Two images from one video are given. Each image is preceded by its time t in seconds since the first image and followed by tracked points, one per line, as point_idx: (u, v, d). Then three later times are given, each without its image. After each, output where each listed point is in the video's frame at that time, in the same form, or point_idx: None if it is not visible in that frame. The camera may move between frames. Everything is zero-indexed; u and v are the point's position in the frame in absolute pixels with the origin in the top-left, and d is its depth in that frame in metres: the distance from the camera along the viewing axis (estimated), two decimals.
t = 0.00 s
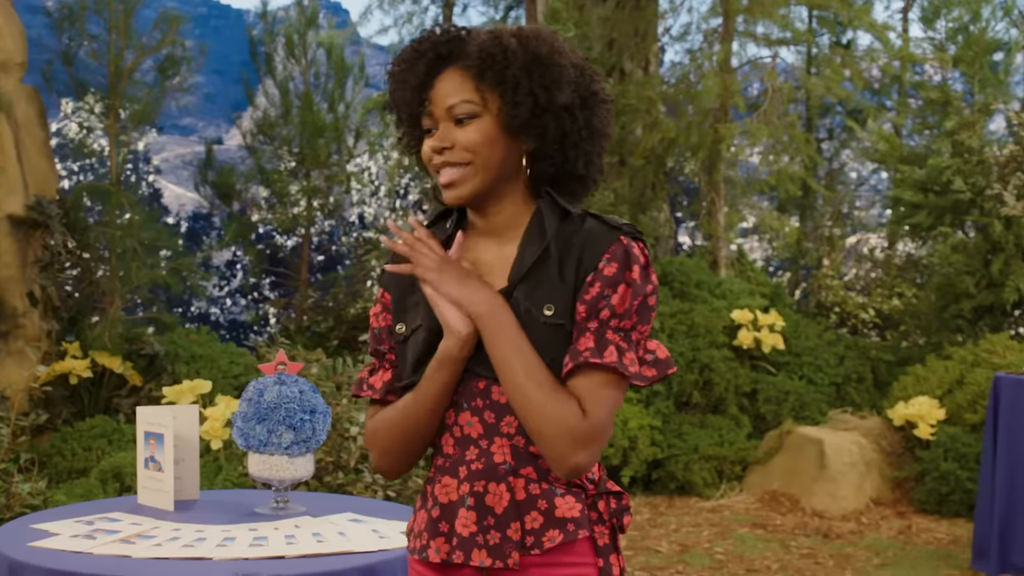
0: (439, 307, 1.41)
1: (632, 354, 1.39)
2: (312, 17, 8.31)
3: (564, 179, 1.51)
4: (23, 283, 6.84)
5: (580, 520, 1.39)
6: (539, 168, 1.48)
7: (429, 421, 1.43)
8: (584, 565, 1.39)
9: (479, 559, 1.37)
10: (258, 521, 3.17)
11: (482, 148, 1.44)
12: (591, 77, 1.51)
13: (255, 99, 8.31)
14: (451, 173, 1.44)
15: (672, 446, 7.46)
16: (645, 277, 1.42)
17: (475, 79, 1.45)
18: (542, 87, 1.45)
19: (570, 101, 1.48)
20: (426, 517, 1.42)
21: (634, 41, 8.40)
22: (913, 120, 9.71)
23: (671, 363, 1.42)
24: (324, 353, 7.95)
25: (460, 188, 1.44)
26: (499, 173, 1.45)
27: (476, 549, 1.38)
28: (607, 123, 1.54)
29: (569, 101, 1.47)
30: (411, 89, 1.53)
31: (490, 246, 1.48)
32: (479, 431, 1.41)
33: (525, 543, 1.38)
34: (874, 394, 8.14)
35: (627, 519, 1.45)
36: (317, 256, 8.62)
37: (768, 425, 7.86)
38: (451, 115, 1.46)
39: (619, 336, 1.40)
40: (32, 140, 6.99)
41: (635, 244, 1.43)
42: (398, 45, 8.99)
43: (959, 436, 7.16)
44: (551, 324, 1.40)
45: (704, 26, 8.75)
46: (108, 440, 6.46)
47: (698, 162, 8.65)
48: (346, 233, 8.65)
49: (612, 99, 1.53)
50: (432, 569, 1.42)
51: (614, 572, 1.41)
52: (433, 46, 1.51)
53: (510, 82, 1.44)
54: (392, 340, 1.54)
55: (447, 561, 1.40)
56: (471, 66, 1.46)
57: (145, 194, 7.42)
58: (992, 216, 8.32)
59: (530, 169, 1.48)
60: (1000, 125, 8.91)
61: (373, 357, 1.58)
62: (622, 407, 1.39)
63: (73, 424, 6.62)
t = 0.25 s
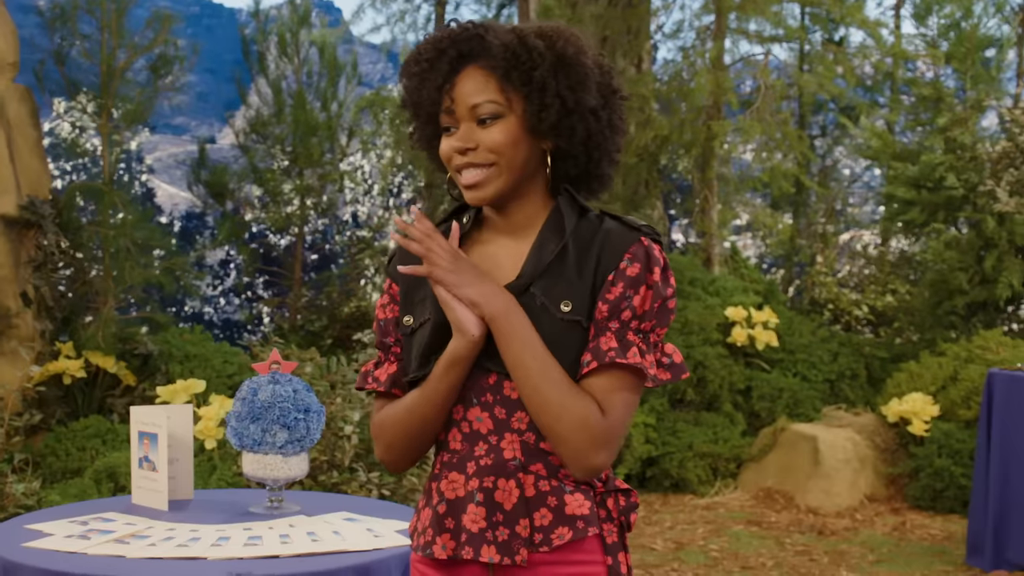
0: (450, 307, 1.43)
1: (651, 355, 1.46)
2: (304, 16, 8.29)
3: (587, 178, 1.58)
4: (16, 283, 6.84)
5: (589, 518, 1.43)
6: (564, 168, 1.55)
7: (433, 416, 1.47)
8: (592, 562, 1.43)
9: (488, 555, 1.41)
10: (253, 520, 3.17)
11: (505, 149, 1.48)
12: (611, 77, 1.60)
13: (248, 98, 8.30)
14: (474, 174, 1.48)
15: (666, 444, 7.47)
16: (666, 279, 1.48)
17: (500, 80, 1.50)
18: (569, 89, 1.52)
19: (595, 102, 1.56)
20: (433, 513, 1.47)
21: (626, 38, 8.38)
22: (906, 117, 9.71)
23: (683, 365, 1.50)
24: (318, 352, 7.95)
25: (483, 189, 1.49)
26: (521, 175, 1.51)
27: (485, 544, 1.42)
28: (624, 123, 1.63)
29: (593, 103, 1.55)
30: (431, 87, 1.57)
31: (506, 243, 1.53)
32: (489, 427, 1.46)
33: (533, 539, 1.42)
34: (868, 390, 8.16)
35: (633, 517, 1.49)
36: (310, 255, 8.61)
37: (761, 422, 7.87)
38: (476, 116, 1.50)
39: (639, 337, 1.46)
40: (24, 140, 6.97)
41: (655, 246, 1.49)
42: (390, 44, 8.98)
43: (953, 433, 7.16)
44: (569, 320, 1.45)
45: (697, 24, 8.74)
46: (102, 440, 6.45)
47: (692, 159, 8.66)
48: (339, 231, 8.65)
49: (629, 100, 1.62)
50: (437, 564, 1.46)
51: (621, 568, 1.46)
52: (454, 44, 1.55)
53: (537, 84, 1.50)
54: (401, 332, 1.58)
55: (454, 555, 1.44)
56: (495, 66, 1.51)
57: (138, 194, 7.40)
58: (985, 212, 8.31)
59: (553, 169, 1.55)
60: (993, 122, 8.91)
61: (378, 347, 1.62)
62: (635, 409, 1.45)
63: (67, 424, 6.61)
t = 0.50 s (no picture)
0: (461, 288, 1.48)
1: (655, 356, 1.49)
2: (301, 19, 8.30)
3: (598, 180, 1.63)
4: (14, 288, 6.82)
5: (592, 518, 1.46)
6: (576, 170, 1.60)
7: (429, 404, 1.50)
8: (594, 563, 1.47)
9: (494, 554, 1.44)
10: (252, 523, 3.17)
11: (517, 152, 1.52)
12: (621, 80, 1.64)
13: (244, 101, 8.29)
14: (487, 175, 1.52)
15: (664, 445, 7.46)
16: (673, 281, 1.52)
17: (513, 82, 1.54)
18: (582, 93, 1.57)
19: (608, 105, 1.60)
20: (435, 515, 1.50)
21: (623, 39, 8.38)
22: (902, 117, 9.71)
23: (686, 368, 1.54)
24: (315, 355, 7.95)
25: (494, 190, 1.53)
26: (531, 177, 1.55)
27: (490, 544, 1.45)
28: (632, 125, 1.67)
29: (606, 106, 1.60)
30: (443, 88, 1.60)
31: (513, 242, 1.57)
32: (493, 427, 1.48)
33: (537, 539, 1.45)
34: (865, 391, 8.17)
35: (635, 518, 1.53)
36: (308, 258, 8.61)
37: (759, 422, 7.88)
38: (488, 118, 1.54)
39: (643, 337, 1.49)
40: (21, 145, 6.95)
41: (663, 249, 1.52)
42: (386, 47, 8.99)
43: (951, 433, 7.16)
44: (576, 320, 1.48)
45: (693, 25, 8.75)
46: (100, 444, 6.44)
47: (689, 160, 8.67)
48: (336, 234, 8.65)
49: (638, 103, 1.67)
50: (439, 565, 1.49)
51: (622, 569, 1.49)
52: (466, 45, 1.58)
53: (551, 87, 1.54)
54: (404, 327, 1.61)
55: (456, 556, 1.47)
56: (508, 68, 1.54)
57: (135, 197, 7.39)
58: (981, 212, 8.32)
59: (564, 170, 1.60)
60: (989, 121, 8.91)
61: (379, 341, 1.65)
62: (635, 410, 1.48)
63: (65, 428, 6.61)
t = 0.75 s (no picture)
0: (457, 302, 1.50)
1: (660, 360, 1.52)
2: (298, 21, 8.30)
3: (602, 185, 1.65)
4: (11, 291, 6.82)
5: (591, 522, 1.48)
6: (580, 174, 1.62)
7: (419, 406, 1.52)
8: (593, 567, 1.49)
9: (493, 559, 1.47)
10: (249, 525, 3.17)
11: (523, 156, 1.54)
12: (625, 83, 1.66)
13: (242, 104, 8.28)
14: (492, 179, 1.55)
15: (662, 447, 7.46)
16: (677, 286, 1.54)
17: (518, 87, 1.55)
18: (588, 97, 1.59)
19: (613, 108, 1.63)
20: (434, 520, 1.52)
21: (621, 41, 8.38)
22: (899, 119, 9.71)
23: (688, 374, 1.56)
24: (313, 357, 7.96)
25: (500, 195, 1.55)
26: (536, 180, 1.57)
27: (489, 549, 1.48)
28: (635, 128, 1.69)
29: (611, 109, 1.62)
30: (447, 92, 1.61)
31: (515, 244, 1.59)
32: (492, 433, 1.51)
33: (535, 545, 1.48)
34: (862, 393, 8.18)
35: (634, 522, 1.55)
36: (306, 261, 8.65)
37: (757, 424, 7.88)
38: (493, 123, 1.55)
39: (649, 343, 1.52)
40: (18, 147, 6.92)
41: (666, 254, 1.55)
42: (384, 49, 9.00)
43: (948, 434, 7.16)
44: (577, 323, 1.51)
45: (690, 27, 8.76)
46: (97, 446, 6.44)
47: (686, 162, 8.68)
48: (333, 237, 8.70)
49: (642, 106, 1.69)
50: (437, 570, 1.52)
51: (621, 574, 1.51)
52: (470, 49, 1.60)
53: (557, 91, 1.56)
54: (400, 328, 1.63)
55: (455, 561, 1.50)
56: (513, 72, 1.56)
57: (133, 200, 7.38)
58: (979, 214, 8.33)
59: (568, 173, 1.62)
60: (986, 123, 8.92)
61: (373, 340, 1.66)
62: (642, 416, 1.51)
63: (63, 431, 6.60)
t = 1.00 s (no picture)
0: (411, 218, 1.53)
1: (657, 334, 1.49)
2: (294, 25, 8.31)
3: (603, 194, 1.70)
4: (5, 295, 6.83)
5: (586, 525, 1.49)
6: (581, 183, 1.66)
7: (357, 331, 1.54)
8: (587, 568, 1.49)
9: (489, 559, 1.47)
10: (246, 530, 3.16)
11: (526, 169, 1.53)
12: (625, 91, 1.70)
13: (238, 108, 8.29)
14: (493, 193, 1.54)
15: (658, 451, 7.46)
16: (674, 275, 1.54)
17: (520, 100, 1.55)
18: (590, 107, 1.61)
19: (614, 117, 1.66)
20: (429, 518, 1.52)
21: (616, 45, 8.39)
22: (894, 123, 9.73)
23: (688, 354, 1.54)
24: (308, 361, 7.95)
25: (503, 209, 1.55)
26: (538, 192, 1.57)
27: (484, 547, 1.48)
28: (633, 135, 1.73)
29: (613, 118, 1.65)
30: (448, 105, 1.61)
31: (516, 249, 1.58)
32: (488, 431, 1.50)
33: (529, 545, 1.48)
34: (858, 396, 8.19)
35: (629, 523, 1.55)
36: (301, 264, 8.59)
37: (753, 428, 7.89)
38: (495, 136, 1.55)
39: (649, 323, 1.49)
40: (14, 152, 6.96)
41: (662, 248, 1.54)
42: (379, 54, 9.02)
43: (944, 438, 7.17)
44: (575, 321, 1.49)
45: (685, 31, 8.78)
46: (93, 451, 6.43)
47: (682, 166, 8.69)
48: (330, 241, 8.63)
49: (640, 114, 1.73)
50: (432, 568, 1.52)
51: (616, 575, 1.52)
52: (471, 61, 1.60)
53: (560, 106, 1.57)
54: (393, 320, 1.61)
55: (449, 559, 1.50)
56: (514, 86, 1.56)
57: (128, 204, 7.38)
58: (974, 218, 8.36)
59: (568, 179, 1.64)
60: (980, 127, 8.95)
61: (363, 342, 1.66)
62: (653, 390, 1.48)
63: (58, 435, 6.59)
